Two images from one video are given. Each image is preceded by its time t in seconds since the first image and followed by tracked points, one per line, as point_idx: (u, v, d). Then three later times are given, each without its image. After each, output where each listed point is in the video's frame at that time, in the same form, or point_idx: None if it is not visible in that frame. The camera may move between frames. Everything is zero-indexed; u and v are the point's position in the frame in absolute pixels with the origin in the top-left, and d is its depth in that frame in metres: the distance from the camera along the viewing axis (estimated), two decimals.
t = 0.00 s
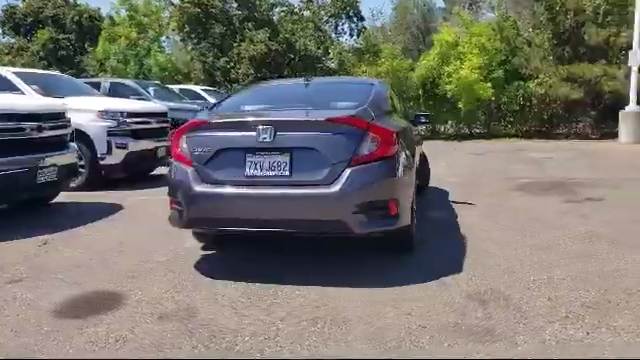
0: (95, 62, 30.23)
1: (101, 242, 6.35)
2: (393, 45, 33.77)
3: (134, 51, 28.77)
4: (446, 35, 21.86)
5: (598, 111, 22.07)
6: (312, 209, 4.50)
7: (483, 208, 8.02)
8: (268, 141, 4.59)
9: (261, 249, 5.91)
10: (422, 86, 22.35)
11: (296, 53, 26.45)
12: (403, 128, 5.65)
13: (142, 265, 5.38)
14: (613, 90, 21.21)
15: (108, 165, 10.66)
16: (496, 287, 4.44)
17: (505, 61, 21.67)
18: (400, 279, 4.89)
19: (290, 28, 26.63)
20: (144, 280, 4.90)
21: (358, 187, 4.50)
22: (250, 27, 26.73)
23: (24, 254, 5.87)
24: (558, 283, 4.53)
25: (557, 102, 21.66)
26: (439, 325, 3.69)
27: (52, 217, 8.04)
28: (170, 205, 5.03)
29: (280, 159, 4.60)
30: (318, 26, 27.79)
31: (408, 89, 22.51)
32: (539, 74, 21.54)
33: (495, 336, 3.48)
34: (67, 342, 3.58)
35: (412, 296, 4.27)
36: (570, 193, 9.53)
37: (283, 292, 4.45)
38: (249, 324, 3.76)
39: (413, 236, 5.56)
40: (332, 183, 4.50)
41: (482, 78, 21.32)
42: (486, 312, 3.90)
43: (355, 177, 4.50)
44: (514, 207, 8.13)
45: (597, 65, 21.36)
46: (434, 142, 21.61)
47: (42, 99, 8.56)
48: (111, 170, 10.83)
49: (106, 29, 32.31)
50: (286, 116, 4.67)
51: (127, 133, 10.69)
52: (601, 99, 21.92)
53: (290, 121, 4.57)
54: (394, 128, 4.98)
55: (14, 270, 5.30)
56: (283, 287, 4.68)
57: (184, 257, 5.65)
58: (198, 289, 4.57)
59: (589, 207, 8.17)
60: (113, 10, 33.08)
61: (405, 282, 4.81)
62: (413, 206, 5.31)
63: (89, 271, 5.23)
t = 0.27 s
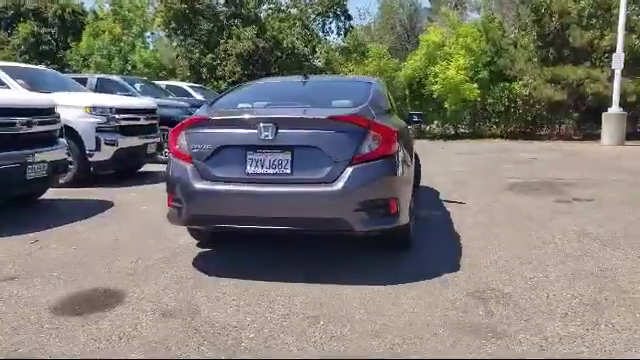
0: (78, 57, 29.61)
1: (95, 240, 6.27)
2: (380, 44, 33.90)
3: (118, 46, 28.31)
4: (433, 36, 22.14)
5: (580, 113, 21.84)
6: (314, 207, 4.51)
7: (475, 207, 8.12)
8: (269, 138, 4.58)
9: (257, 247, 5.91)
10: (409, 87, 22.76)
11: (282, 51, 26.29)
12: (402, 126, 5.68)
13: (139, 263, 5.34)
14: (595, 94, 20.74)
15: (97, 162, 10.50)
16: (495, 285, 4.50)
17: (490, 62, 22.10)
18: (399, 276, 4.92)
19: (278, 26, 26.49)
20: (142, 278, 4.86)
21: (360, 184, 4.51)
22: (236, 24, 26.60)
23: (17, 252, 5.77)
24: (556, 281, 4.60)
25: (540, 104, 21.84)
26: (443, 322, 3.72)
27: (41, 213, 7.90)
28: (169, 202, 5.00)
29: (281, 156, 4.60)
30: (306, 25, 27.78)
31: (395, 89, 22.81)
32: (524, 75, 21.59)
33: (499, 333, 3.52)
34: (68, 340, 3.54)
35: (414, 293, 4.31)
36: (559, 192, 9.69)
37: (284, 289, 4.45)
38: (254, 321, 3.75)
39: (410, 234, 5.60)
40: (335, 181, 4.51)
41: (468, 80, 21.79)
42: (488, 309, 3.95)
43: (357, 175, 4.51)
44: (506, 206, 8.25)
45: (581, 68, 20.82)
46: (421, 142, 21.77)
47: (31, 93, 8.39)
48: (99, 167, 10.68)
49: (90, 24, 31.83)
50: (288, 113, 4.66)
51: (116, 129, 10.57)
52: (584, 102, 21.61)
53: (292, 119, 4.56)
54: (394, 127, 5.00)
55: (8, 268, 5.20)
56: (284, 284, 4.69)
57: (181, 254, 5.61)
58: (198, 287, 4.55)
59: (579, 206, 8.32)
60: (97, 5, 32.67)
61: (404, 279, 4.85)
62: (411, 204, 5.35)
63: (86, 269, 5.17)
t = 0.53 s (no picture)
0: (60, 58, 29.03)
1: (91, 244, 6.20)
2: (366, 44, 34.08)
3: (103, 47, 27.92)
4: (418, 36, 22.24)
5: (563, 112, 22.25)
6: (317, 208, 4.51)
7: (469, 206, 8.21)
8: (272, 140, 4.57)
9: (257, 249, 5.89)
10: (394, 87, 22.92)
11: (267, 51, 26.09)
12: (400, 127, 5.70)
13: (139, 266, 5.28)
14: (578, 93, 21.09)
15: (87, 164, 10.38)
16: (498, 283, 4.56)
17: (475, 62, 22.26)
18: (402, 276, 4.94)
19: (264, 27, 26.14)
20: (143, 282, 4.81)
21: (363, 184, 4.52)
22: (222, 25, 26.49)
23: (12, 257, 5.68)
24: (557, 278, 4.67)
25: (524, 102, 22.14)
26: (450, 320, 3.76)
27: (33, 217, 7.79)
28: (169, 204, 4.96)
29: (284, 158, 4.59)
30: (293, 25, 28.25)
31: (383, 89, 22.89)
32: (508, 75, 21.82)
33: (507, 330, 3.57)
34: (75, 346, 3.49)
35: (418, 293, 4.34)
36: (549, 190, 9.85)
37: (288, 291, 4.45)
38: (262, 323, 3.74)
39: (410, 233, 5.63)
40: (338, 182, 4.52)
41: (454, 79, 22.04)
42: (494, 307, 4.00)
43: (360, 176, 4.52)
44: (499, 204, 8.35)
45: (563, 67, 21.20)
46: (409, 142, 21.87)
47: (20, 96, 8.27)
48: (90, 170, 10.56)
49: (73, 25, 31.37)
50: (290, 114, 4.66)
51: (106, 132, 10.49)
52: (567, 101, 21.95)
53: (295, 121, 4.56)
54: (395, 127, 5.02)
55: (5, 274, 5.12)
56: (287, 285, 4.68)
57: (180, 257, 5.57)
58: (201, 289, 4.52)
59: (569, 203, 8.47)
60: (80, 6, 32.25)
61: (406, 279, 4.87)
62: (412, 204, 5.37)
63: (85, 273, 5.11)
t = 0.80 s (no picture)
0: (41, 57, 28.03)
1: (87, 247, 6.12)
2: (353, 47, 34.21)
3: (88, 49, 27.42)
4: (406, 39, 22.51)
5: (548, 114, 22.55)
6: (320, 210, 4.51)
7: (463, 207, 8.29)
8: (274, 142, 4.57)
9: (256, 251, 5.87)
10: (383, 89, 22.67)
11: (255, 54, 25.69)
12: (400, 129, 5.73)
13: (138, 270, 5.23)
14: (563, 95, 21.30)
15: (77, 167, 10.25)
16: (499, 284, 4.60)
17: (461, 65, 22.65)
18: (404, 277, 4.95)
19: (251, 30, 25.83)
20: (144, 285, 4.76)
21: (366, 187, 4.54)
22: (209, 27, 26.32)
23: (7, 262, 5.58)
24: (556, 278, 4.73)
25: (510, 105, 22.34)
26: (457, 321, 3.79)
27: (24, 220, 7.67)
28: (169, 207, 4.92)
29: (286, 160, 4.59)
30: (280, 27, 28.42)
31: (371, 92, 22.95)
32: (494, 78, 22.19)
33: (513, 331, 3.61)
34: (81, 350, 3.44)
35: (421, 294, 4.37)
36: (540, 192, 9.99)
37: (291, 293, 4.45)
38: (269, 326, 3.74)
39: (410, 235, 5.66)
40: (341, 184, 4.53)
41: (441, 82, 22.34)
42: (498, 308, 4.04)
43: (362, 178, 4.54)
44: (492, 206, 8.45)
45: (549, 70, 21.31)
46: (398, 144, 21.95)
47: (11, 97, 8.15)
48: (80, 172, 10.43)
49: (57, 26, 30.90)
50: (293, 117, 4.66)
51: (96, 134, 10.37)
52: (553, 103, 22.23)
53: (298, 123, 4.56)
54: (396, 130, 5.05)
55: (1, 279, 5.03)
56: (289, 287, 4.68)
57: (179, 261, 5.53)
58: (204, 292, 4.50)
59: (560, 205, 8.60)
60: (64, 6, 31.82)
61: (408, 280, 4.89)
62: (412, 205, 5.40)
63: (83, 277, 5.05)
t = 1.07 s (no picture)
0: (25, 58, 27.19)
1: (85, 250, 6.05)
2: (342, 50, 34.30)
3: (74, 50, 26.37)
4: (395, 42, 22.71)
5: (535, 117, 22.60)
6: (325, 212, 4.51)
7: (459, 209, 8.35)
8: (280, 144, 4.56)
9: (256, 254, 5.84)
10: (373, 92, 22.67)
11: (245, 57, 25.38)
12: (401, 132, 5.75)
13: (139, 273, 5.18)
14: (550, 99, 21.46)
15: (69, 169, 10.12)
16: (503, 285, 4.64)
17: (450, 68, 22.81)
18: (407, 280, 4.95)
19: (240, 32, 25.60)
20: (147, 288, 4.72)
21: (371, 189, 4.55)
22: (199, 29, 26.19)
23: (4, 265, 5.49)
24: (559, 280, 4.79)
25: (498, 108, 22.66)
26: (464, 322, 3.81)
27: (18, 223, 7.57)
28: (172, 210, 4.90)
29: (291, 162, 4.58)
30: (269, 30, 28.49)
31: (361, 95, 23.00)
32: (482, 81, 22.33)
33: (521, 331, 3.64)
34: (89, 354, 3.40)
35: (426, 295, 4.38)
36: (533, 194, 10.10)
37: (297, 295, 4.44)
38: (279, 328, 3.73)
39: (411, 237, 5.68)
40: (345, 186, 4.54)
41: (429, 85, 22.40)
42: (504, 309, 4.07)
43: (367, 180, 4.55)
44: (488, 208, 8.53)
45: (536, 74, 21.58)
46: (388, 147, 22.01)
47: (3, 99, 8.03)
48: (72, 174, 10.31)
49: (42, 26, 30.40)
50: (297, 118, 4.65)
51: (88, 136, 10.23)
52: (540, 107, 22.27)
53: (303, 125, 4.55)
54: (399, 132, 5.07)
55: None
56: (293, 290, 4.66)
57: (180, 264, 5.49)
58: (209, 295, 4.48)
59: (554, 207, 8.71)
60: (50, 7, 31.33)
61: (411, 281, 4.90)
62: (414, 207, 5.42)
63: (84, 280, 4.99)
